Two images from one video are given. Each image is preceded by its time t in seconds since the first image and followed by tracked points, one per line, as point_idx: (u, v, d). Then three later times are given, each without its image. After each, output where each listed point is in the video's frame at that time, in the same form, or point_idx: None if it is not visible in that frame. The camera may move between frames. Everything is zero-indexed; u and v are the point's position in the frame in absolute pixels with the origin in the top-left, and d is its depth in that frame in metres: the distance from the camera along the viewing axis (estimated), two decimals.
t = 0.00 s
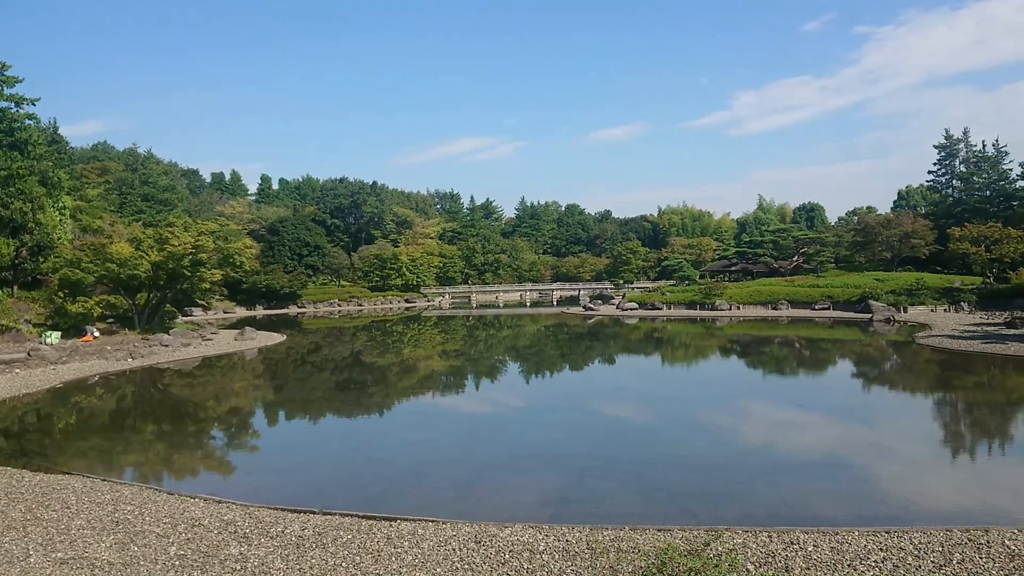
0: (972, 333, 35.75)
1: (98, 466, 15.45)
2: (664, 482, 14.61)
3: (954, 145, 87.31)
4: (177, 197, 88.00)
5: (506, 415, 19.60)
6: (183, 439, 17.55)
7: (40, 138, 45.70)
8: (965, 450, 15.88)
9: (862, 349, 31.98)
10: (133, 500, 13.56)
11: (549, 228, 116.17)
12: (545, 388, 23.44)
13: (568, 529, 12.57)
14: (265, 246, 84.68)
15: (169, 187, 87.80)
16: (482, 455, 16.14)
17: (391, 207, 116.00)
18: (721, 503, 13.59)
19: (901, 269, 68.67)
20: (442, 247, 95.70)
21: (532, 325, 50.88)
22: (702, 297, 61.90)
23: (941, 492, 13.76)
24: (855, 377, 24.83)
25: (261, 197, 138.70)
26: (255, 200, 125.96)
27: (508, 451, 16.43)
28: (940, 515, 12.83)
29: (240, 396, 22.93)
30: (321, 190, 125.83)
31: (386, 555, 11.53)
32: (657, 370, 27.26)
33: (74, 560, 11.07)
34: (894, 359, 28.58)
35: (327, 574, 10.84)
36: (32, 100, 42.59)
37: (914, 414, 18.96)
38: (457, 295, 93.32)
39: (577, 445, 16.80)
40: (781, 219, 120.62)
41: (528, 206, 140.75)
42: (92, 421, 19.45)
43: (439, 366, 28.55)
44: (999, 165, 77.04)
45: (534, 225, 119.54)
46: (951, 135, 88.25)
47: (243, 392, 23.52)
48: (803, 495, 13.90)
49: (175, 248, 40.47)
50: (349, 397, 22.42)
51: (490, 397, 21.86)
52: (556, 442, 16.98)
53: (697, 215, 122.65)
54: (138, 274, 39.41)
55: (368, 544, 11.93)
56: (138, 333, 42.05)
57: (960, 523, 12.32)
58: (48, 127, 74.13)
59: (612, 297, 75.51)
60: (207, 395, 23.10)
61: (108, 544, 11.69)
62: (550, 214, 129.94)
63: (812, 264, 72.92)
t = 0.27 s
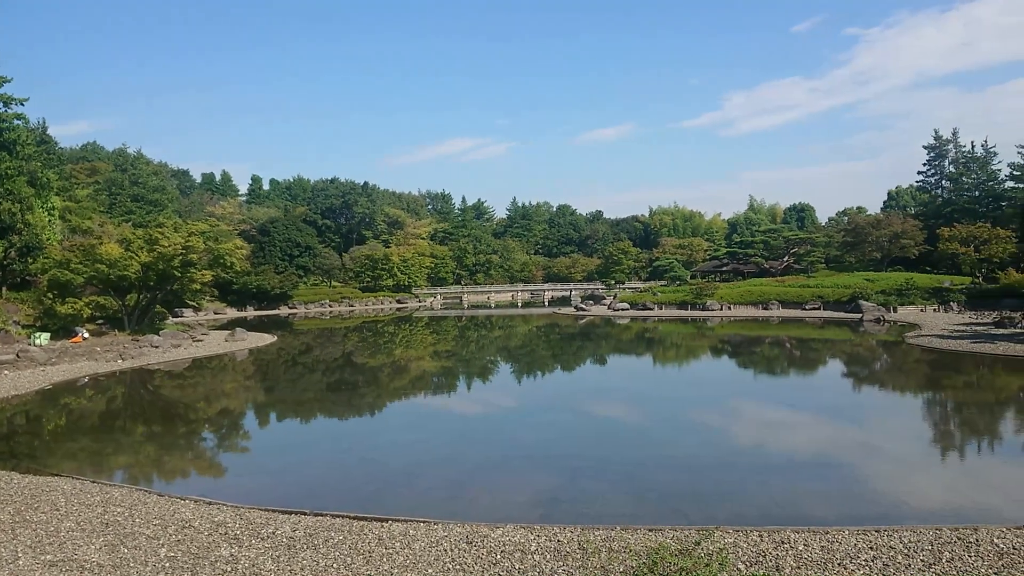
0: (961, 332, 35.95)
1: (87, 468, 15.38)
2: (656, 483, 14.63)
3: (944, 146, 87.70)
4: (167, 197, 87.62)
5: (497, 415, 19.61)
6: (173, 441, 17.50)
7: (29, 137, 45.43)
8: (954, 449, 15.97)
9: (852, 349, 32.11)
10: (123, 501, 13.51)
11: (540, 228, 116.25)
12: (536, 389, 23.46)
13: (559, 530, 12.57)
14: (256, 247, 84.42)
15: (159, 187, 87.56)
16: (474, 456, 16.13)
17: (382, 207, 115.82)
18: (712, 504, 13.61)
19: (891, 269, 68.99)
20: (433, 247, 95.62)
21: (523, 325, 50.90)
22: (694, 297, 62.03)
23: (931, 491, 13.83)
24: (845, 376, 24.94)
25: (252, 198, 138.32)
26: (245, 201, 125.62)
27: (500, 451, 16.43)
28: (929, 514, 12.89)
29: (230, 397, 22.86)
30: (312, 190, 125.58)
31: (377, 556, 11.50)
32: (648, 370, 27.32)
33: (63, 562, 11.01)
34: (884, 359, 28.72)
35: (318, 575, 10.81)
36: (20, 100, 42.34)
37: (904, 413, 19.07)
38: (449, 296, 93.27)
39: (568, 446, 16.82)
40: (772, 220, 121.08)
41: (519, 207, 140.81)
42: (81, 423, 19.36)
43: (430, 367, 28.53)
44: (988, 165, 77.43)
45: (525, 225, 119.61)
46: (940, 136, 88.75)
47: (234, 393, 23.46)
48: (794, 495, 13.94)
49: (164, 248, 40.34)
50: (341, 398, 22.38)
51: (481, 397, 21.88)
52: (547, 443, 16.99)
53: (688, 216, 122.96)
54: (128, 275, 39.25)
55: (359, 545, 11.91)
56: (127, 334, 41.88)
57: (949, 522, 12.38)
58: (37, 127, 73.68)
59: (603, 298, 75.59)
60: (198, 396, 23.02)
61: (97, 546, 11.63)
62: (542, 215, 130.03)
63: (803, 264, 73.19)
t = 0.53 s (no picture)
0: (951, 332, 36.15)
1: (77, 470, 15.31)
2: (647, 482, 14.66)
3: (934, 147, 88.15)
4: (157, 198, 87.33)
5: (489, 416, 19.63)
6: (164, 442, 17.44)
7: (18, 138, 45.23)
8: (945, 449, 16.05)
9: (842, 349, 32.26)
10: (113, 503, 13.44)
11: (532, 229, 116.40)
12: (528, 389, 23.49)
13: (551, 530, 12.58)
14: (247, 247, 84.25)
15: (149, 188, 87.30)
16: (466, 456, 16.14)
17: (374, 208, 115.75)
18: (704, 503, 13.64)
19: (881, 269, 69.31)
20: (425, 248, 95.59)
21: (515, 326, 50.96)
22: (685, 298, 62.20)
23: (921, 490, 13.90)
24: (836, 376, 25.06)
25: (243, 198, 138.04)
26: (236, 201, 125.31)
27: (492, 451, 16.44)
28: (919, 513, 12.95)
29: (221, 399, 22.81)
30: (304, 191, 125.41)
31: (369, 557, 11.47)
32: (640, 370, 27.36)
33: (52, 565, 10.95)
34: (875, 359, 28.85)
35: None
36: (9, 100, 42.19)
37: (895, 413, 19.17)
38: (441, 296, 93.27)
39: (559, 446, 16.85)
40: (762, 220, 121.53)
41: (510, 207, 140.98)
42: (71, 425, 19.28)
43: (422, 367, 28.53)
44: (977, 166, 77.89)
45: (517, 226, 119.75)
46: (930, 136, 89.23)
47: (225, 395, 23.39)
48: (784, 494, 14.00)
49: (155, 249, 40.29)
50: (332, 399, 22.35)
51: (473, 398, 21.90)
52: (539, 443, 17.01)
53: (680, 216, 123.32)
54: (118, 276, 39.15)
55: (350, 546, 11.88)
56: (118, 335, 41.75)
57: (939, 521, 12.45)
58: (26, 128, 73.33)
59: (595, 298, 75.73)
60: (189, 398, 22.96)
61: (87, 548, 11.57)
62: (534, 215, 130.23)
63: (794, 264, 73.49)
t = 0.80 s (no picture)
0: (942, 331, 36.31)
1: (68, 471, 15.24)
2: (640, 482, 14.69)
3: (925, 146, 88.57)
4: (148, 198, 87.01)
5: (483, 416, 19.64)
6: (155, 443, 17.39)
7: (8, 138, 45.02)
8: (936, 448, 16.12)
9: (834, 348, 32.38)
10: (103, 505, 13.40)
11: (525, 229, 116.49)
12: (522, 389, 23.51)
13: (544, 529, 12.59)
14: (239, 248, 84.04)
15: (140, 188, 87.04)
16: (459, 456, 16.14)
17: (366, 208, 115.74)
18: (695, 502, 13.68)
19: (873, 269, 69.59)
20: (417, 248, 95.52)
21: (507, 325, 50.97)
22: (678, 297, 62.35)
23: (913, 488, 13.97)
24: (828, 375, 25.16)
25: (235, 198, 137.68)
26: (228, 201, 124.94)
27: (486, 450, 16.49)
28: (911, 511, 13.02)
29: (213, 399, 22.75)
30: (296, 191, 125.20)
31: (361, 558, 11.45)
32: (633, 370, 27.38)
33: (42, 567, 10.89)
34: (867, 358, 28.96)
35: None
36: None
37: (886, 412, 19.24)
38: (433, 296, 93.25)
39: (553, 445, 16.87)
40: (754, 220, 121.92)
41: (503, 207, 141.07)
42: (62, 426, 19.20)
43: (415, 367, 28.52)
44: (968, 166, 78.31)
45: (509, 226, 119.83)
46: (921, 136, 89.65)
47: (217, 396, 23.32)
48: (778, 493, 14.05)
49: (146, 249, 40.23)
50: (325, 399, 22.34)
51: (466, 398, 21.91)
52: (532, 443, 17.02)
53: (672, 216, 123.62)
54: (109, 276, 39.04)
55: (343, 546, 11.85)
56: (109, 336, 41.59)
57: (930, 520, 12.51)
58: (17, 127, 72.95)
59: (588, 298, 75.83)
60: (181, 399, 22.90)
61: (78, 550, 11.52)
62: (526, 214, 130.33)
63: (786, 264, 73.73)
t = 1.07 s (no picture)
0: (932, 331, 36.50)
1: (59, 472, 15.18)
2: (632, 482, 14.70)
3: (915, 147, 89.04)
4: (139, 198, 86.69)
5: (475, 416, 19.63)
6: (147, 444, 17.35)
7: None
8: (926, 447, 16.19)
9: (826, 348, 32.52)
10: (94, 506, 13.35)
11: (517, 229, 116.57)
12: (514, 389, 23.52)
13: (536, 529, 12.60)
14: (231, 248, 83.83)
15: (131, 188, 86.72)
16: (452, 457, 16.12)
17: (359, 208, 115.69)
18: (687, 503, 13.69)
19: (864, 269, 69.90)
20: (410, 248, 95.47)
21: (500, 325, 51.03)
22: (670, 297, 62.47)
23: (904, 487, 14.02)
24: (819, 375, 25.28)
25: (226, 198, 137.28)
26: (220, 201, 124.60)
27: (479, 451, 16.49)
28: (901, 510, 13.07)
29: (205, 400, 22.71)
30: (288, 191, 124.98)
31: (354, 558, 11.44)
32: (626, 370, 27.42)
33: (33, 569, 10.84)
34: (858, 357, 29.09)
35: None
36: None
37: (877, 412, 19.32)
38: (426, 296, 93.24)
39: (545, 445, 16.88)
40: (746, 220, 122.28)
41: (495, 207, 141.10)
42: (53, 427, 19.13)
43: (407, 368, 28.52)
44: (958, 166, 78.75)
45: (502, 226, 119.89)
46: (911, 137, 90.10)
47: (209, 396, 23.25)
48: (770, 492, 14.08)
49: (138, 249, 40.16)
50: (317, 400, 22.32)
51: (459, 398, 21.91)
52: (524, 443, 17.03)
53: (664, 216, 123.92)
54: (100, 276, 38.94)
55: (335, 547, 11.84)
56: (100, 337, 41.44)
57: (920, 518, 12.57)
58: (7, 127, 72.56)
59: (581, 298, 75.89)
60: (172, 399, 22.85)
61: (68, 551, 11.47)
62: (519, 215, 130.42)
63: (777, 265, 73.98)
